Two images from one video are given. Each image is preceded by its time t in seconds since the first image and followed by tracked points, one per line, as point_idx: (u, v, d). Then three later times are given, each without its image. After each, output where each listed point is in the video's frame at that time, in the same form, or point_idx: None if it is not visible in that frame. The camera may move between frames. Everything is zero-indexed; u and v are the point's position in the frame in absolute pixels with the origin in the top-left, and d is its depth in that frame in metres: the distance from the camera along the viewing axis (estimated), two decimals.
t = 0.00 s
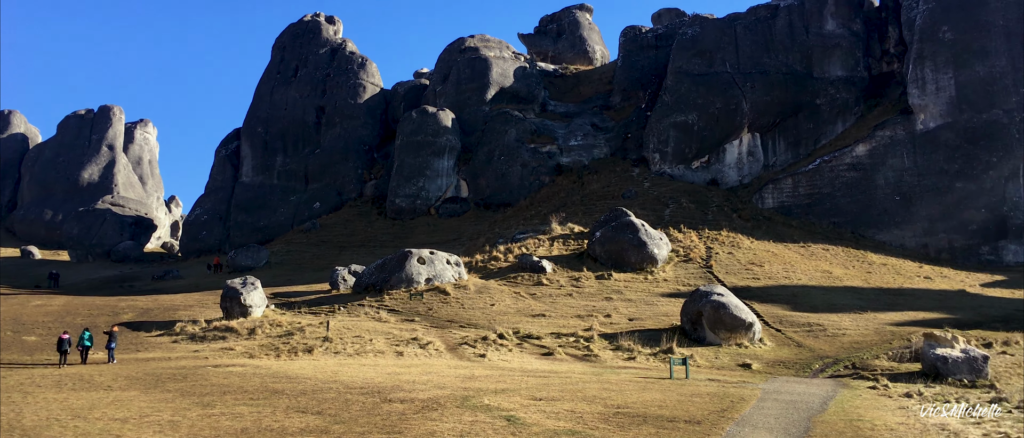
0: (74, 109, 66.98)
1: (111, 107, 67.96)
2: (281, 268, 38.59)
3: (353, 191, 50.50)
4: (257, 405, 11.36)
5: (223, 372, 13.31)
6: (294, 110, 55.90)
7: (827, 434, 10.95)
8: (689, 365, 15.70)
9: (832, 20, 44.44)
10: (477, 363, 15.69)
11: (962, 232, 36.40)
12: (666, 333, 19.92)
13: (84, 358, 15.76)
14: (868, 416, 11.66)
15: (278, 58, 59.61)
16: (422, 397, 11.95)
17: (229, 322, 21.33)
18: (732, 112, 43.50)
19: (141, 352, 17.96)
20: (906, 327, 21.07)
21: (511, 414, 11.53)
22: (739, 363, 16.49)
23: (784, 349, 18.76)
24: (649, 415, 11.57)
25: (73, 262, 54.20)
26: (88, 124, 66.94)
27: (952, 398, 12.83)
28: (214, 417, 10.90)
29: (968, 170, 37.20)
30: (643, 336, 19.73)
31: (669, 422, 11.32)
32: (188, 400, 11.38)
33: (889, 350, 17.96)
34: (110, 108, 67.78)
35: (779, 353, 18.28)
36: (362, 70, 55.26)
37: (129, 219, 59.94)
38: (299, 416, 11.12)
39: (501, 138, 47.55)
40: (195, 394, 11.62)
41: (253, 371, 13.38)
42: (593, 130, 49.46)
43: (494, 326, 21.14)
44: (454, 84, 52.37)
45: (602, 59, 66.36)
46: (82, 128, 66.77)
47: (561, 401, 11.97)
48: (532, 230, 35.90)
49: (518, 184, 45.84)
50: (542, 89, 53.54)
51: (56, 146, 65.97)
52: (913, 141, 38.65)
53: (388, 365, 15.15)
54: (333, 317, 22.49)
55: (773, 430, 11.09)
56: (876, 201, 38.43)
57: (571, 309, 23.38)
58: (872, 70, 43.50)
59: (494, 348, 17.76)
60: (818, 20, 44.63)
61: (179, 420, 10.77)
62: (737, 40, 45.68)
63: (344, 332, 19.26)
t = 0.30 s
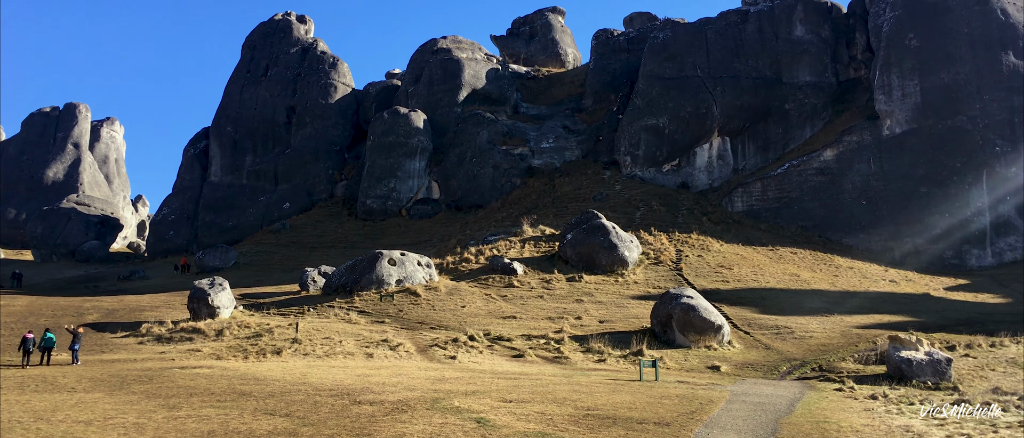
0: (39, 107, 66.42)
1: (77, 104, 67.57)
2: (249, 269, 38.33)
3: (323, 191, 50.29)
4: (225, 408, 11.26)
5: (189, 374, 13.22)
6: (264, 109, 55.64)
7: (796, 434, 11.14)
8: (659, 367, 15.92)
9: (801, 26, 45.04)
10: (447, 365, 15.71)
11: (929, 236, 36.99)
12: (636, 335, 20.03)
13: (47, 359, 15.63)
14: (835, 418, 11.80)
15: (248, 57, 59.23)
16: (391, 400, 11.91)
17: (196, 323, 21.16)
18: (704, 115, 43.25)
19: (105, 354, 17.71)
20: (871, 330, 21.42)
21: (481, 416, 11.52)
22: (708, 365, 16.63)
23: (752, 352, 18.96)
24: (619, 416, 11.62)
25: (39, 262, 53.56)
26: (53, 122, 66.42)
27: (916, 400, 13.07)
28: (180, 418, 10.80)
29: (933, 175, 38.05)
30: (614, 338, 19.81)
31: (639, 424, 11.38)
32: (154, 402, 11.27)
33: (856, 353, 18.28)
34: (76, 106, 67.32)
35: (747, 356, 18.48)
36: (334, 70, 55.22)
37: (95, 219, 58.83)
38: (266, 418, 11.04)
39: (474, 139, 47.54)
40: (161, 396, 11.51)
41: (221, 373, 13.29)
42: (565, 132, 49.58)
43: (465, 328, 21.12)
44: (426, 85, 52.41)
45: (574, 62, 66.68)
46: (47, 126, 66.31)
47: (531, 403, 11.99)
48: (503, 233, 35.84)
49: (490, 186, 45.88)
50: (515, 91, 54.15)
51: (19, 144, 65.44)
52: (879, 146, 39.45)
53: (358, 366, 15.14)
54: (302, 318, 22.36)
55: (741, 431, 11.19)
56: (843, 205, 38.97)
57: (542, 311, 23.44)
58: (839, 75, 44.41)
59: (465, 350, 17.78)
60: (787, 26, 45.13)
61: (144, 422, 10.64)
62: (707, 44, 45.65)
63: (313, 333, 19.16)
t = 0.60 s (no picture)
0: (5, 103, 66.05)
1: (44, 100, 67.05)
2: (219, 268, 38.00)
3: (295, 190, 49.93)
4: (193, 408, 11.18)
5: (157, 374, 13.10)
6: (237, 108, 55.33)
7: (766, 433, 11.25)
8: (631, 368, 16.06)
9: (773, 29, 45.35)
10: (420, 365, 15.68)
11: (898, 238, 37.40)
12: (608, 335, 20.12)
13: (12, 358, 15.48)
14: (804, 418, 11.92)
15: (219, 54, 58.76)
16: (363, 400, 11.88)
17: (164, 322, 21.00)
18: (676, 118, 43.84)
19: (71, 354, 17.46)
20: (841, 331, 21.70)
21: (453, 417, 11.50)
22: (680, 366, 16.79)
23: (723, 352, 19.14)
24: (591, 417, 11.67)
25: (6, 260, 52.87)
26: (19, 117, 66.08)
27: (884, 400, 13.28)
28: (148, 419, 10.70)
29: (902, 179, 38.51)
30: (586, 339, 19.89)
31: (610, 424, 11.43)
32: (121, 403, 11.16)
33: (824, 353, 18.59)
34: (43, 101, 66.85)
35: (719, 356, 18.67)
36: (306, 68, 54.76)
37: (63, 217, 58.46)
38: (236, 418, 10.95)
39: (447, 139, 47.60)
40: (129, 396, 11.41)
41: (189, 374, 13.17)
42: (539, 133, 49.90)
43: (437, 328, 21.09)
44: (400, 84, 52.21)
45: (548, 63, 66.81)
46: (13, 122, 65.85)
47: (503, 404, 12.02)
48: (476, 233, 35.71)
49: (463, 186, 45.83)
50: (489, 91, 54.18)
51: None
52: (849, 149, 39.77)
53: (330, 366, 15.09)
54: (273, 318, 22.19)
55: (712, 431, 11.28)
56: (813, 208, 39.24)
57: (515, 311, 23.49)
58: (810, 78, 44.79)
59: (437, 350, 17.78)
60: (759, 30, 45.45)
61: (111, 423, 10.52)
62: (681, 46, 46.07)
63: (285, 333, 19.07)
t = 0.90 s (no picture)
0: None
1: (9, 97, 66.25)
2: (187, 268, 37.60)
3: (265, 190, 49.63)
4: (160, 409, 11.08)
5: (124, 375, 12.94)
6: (207, 106, 54.61)
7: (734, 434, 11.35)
8: (602, 369, 16.17)
9: (744, 33, 45.87)
10: (391, 366, 15.63)
11: (866, 241, 37.83)
12: (580, 337, 20.20)
13: None
14: (771, 419, 12.06)
15: (189, 51, 57.97)
16: (333, 401, 11.83)
17: (131, 322, 20.85)
18: (649, 120, 43.87)
19: (35, 354, 17.20)
20: (808, 333, 21.98)
21: (424, 418, 11.47)
22: (650, 367, 16.98)
23: (693, 353, 19.32)
24: (562, 418, 11.70)
25: None
26: None
27: (851, 401, 13.49)
28: (114, 420, 10.57)
29: (870, 182, 38.98)
30: (557, 340, 19.95)
31: (581, 425, 11.45)
32: (86, 404, 11.04)
33: (792, 355, 18.87)
34: (8, 98, 66.07)
35: (689, 357, 18.85)
36: (278, 67, 54.90)
37: (27, 215, 57.73)
38: (203, 420, 10.85)
39: (420, 139, 47.50)
40: (94, 398, 11.28)
41: (156, 375, 13.02)
42: (511, 134, 50.00)
43: (409, 329, 21.05)
44: (372, 84, 52.18)
45: (521, 64, 66.95)
46: None
47: (475, 405, 12.03)
48: (449, 234, 35.73)
49: (435, 186, 45.74)
50: (462, 92, 54.10)
51: None
52: (818, 153, 40.09)
53: (300, 367, 14.98)
54: (241, 318, 21.99)
55: (682, 432, 11.36)
56: (783, 210, 39.36)
57: (487, 312, 23.50)
58: (779, 83, 45.57)
59: (409, 351, 17.77)
60: (730, 34, 45.83)
61: (76, 424, 10.36)
62: (653, 48, 46.23)
63: (254, 334, 18.97)
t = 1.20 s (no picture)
0: None
1: None
2: (149, 268, 37.15)
3: (228, 189, 49.36)
4: (117, 411, 10.94)
5: (81, 376, 12.76)
6: (169, 103, 53.42)
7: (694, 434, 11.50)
8: (567, 370, 16.34)
9: (710, 38, 45.89)
10: (354, 367, 15.62)
11: (826, 244, 38.42)
12: (545, 338, 20.30)
13: None
14: (733, 419, 12.22)
15: (151, 47, 56.87)
16: (295, 403, 11.76)
17: (89, 322, 20.63)
18: (614, 123, 44.34)
19: None
20: (770, 334, 22.29)
21: (387, 420, 11.44)
22: (615, 368, 17.23)
23: (657, 354, 19.53)
24: (526, 419, 11.75)
25: None
26: None
27: (810, 402, 13.74)
28: (71, 422, 10.42)
29: (830, 187, 39.54)
30: (523, 341, 20.05)
31: (544, 426, 11.52)
32: (42, 406, 10.86)
33: (753, 356, 19.13)
34: None
35: (653, 359, 19.05)
36: (243, 65, 54.50)
37: None
38: (163, 422, 10.74)
39: (386, 140, 47.37)
40: (50, 399, 11.11)
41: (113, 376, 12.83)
42: (478, 134, 50.00)
43: (373, 329, 21.00)
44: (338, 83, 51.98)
45: (488, 66, 66.96)
46: None
47: (438, 406, 12.03)
48: (415, 235, 35.75)
49: (401, 186, 45.76)
50: (428, 92, 53.93)
51: None
52: (779, 158, 40.96)
53: (263, 368, 14.86)
54: (202, 319, 21.75)
55: (645, 432, 11.50)
56: (745, 214, 40.29)
57: (452, 313, 23.50)
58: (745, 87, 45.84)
59: (372, 352, 17.75)
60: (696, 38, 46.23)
61: (31, 426, 10.18)
62: (620, 52, 46.61)
63: (216, 334, 18.81)
